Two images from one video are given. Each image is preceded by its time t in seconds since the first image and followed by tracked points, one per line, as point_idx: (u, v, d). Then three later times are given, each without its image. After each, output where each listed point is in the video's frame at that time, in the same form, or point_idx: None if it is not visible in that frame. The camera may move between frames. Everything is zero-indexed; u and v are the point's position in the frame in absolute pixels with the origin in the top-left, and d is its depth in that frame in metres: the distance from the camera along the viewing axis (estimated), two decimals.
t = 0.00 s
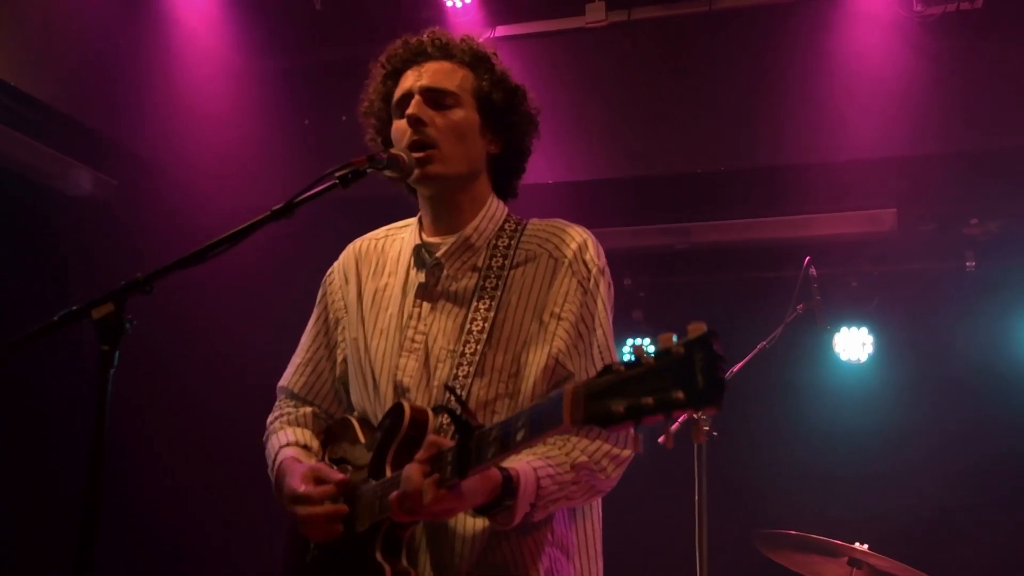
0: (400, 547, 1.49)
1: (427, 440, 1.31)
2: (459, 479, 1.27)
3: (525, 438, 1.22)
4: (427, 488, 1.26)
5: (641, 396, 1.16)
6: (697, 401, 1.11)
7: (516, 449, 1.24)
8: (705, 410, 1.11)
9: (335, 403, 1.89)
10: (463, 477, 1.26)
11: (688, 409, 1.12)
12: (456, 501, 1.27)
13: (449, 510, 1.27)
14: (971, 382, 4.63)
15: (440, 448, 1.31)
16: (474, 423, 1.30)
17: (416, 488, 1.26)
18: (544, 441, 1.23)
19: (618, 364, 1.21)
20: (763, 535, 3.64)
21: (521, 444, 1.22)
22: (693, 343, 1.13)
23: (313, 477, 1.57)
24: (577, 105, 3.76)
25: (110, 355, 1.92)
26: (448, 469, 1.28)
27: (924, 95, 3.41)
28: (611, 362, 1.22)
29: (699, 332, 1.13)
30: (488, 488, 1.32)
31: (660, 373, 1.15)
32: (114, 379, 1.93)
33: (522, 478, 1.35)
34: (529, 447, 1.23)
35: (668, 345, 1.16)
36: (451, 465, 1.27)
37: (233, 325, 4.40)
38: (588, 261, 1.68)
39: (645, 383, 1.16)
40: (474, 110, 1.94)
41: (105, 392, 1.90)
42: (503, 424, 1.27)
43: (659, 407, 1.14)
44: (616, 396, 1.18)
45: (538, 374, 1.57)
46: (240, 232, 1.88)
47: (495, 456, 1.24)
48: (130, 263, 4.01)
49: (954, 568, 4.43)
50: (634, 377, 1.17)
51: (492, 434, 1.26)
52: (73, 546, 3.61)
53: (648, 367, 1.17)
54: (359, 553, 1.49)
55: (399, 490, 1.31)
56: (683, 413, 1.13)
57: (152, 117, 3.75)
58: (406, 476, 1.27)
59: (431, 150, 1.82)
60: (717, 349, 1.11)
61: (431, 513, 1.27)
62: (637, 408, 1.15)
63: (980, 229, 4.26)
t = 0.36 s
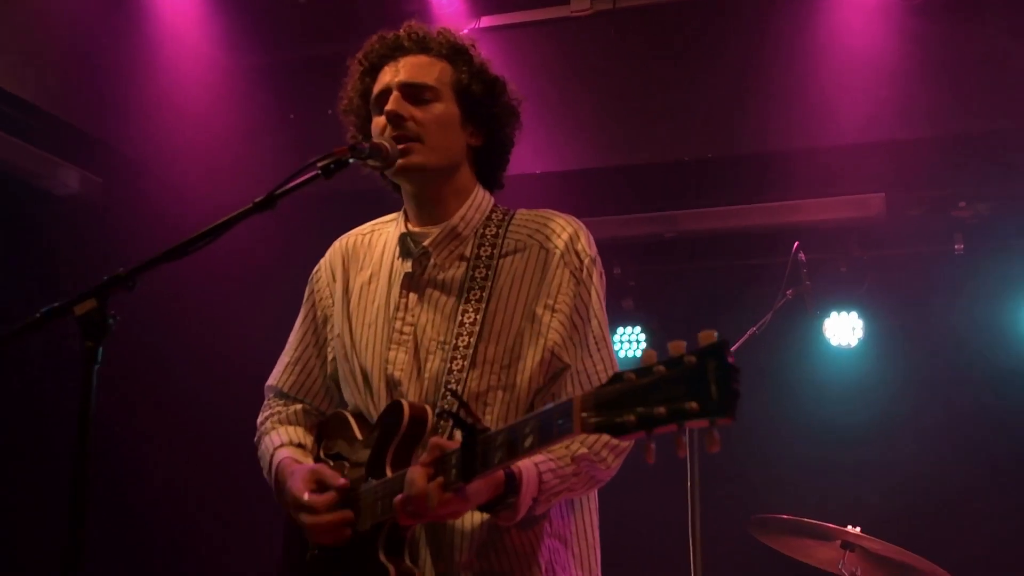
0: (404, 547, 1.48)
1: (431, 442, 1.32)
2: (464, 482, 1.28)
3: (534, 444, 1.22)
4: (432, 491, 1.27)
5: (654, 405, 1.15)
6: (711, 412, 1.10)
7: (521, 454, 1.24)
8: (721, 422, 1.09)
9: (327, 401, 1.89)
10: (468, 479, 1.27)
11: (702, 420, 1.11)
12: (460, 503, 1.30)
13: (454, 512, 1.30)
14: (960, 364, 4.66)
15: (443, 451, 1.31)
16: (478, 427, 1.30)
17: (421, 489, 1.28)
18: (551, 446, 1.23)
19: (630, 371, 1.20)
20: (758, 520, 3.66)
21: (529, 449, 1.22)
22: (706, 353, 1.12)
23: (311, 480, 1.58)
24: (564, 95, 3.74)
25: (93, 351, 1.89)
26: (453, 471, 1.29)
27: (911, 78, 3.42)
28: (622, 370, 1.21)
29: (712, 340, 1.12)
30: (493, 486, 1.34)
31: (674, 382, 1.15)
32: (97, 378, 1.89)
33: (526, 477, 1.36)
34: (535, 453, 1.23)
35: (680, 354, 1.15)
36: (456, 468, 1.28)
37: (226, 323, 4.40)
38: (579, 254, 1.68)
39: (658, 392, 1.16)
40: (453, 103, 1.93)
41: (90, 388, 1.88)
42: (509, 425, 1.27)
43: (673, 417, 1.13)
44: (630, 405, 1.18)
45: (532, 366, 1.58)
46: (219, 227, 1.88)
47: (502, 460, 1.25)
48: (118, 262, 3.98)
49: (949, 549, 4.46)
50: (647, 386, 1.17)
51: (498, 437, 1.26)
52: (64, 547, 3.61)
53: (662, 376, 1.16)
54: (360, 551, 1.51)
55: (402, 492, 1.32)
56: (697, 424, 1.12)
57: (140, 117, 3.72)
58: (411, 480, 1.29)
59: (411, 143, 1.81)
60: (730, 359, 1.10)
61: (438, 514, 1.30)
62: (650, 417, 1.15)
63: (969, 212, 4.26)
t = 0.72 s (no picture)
0: (411, 544, 1.48)
1: (437, 438, 1.32)
2: (471, 477, 1.27)
3: (536, 436, 1.20)
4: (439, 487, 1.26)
5: (655, 393, 1.15)
6: (713, 398, 1.09)
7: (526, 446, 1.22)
8: (723, 409, 1.09)
9: (341, 402, 1.87)
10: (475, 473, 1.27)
11: (704, 407, 1.10)
12: (467, 500, 1.27)
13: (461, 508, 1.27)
14: (972, 364, 4.63)
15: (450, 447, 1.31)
16: (484, 421, 1.29)
17: (426, 487, 1.26)
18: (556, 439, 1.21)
19: (632, 360, 1.19)
20: (768, 522, 3.64)
21: (532, 442, 1.21)
22: (708, 339, 1.12)
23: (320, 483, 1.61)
24: (575, 93, 3.72)
25: (103, 349, 1.89)
26: (458, 467, 1.28)
27: (925, 76, 3.38)
28: (625, 359, 1.20)
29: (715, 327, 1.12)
30: (500, 484, 1.31)
31: (676, 370, 1.14)
32: (107, 378, 1.88)
33: (533, 472, 1.33)
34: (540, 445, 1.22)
35: (682, 340, 1.15)
36: (461, 463, 1.28)
37: (236, 318, 4.40)
38: (593, 253, 1.66)
39: (661, 379, 1.15)
40: (466, 102, 1.91)
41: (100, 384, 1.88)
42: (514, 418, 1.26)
43: (674, 404, 1.12)
44: (632, 393, 1.17)
45: (545, 365, 1.57)
46: (230, 222, 1.86)
47: (506, 454, 1.24)
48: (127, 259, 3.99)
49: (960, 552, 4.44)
50: (650, 374, 1.16)
51: (503, 431, 1.25)
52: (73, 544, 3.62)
53: (665, 364, 1.15)
54: (372, 548, 1.50)
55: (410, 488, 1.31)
56: (697, 411, 1.11)
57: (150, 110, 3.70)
58: (417, 476, 1.27)
59: (426, 143, 1.80)
60: (733, 345, 1.10)
61: (443, 512, 1.28)
62: (652, 405, 1.14)
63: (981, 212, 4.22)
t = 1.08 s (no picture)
0: (417, 546, 1.48)
1: (446, 437, 1.32)
2: (479, 478, 1.26)
3: (547, 435, 1.20)
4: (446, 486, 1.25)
5: (666, 393, 1.14)
6: (724, 398, 1.09)
7: (535, 446, 1.22)
8: (734, 408, 1.08)
9: (350, 402, 1.87)
10: (482, 473, 1.26)
11: (715, 406, 1.09)
12: (476, 500, 1.27)
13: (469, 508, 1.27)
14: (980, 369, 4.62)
15: (458, 447, 1.31)
16: (492, 423, 1.28)
17: (434, 486, 1.26)
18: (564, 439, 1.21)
19: (644, 360, 1.19)
20: (773, 525, 3.63)
21: (542, 441, 1.21)
22: (721, 339, 1.11)
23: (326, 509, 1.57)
24: (584, 96, 3.73)
25: (112, 347, 1.88)
26: (467, 466, 1.28)
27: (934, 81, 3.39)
28: (637, 359, 1.20)
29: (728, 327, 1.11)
30: (509, 486, 1.32)
31: (688, 369, 1.13)
32: (116, 375, 1.88)
33: (542, 477, 1.34)
34: (549, 445, 1.21)
35: (695, 341, 1.14)
36: (470, 463, 1.27)
37: (244, 319, 4.42)
38: (603, 255, 1.66)
39: (673, 379, 1.14)
40: (479, 102, 1.91)
41: (109, 386, 1.87)
42: (523, 418, 1.25)
43: (686, 403, 1.11)
44: (644, 393, 1.16)
45: (551, 366, 1.56)
46: (241, 221, 1.86)
47: (515, 453, 1.23)
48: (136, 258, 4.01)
49: (967, 558, 4.42)
50: (662, 374, 1.16)
51: (512, 430, 1.25)
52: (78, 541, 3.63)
53: (676, 364, 1.15)
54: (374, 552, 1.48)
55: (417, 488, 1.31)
56: (709, 412, 1.11)
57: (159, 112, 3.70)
58: (425, 475, 1.27)
59: (436, 141, 1.80)
60: (746, 346, 1.09)
61: (449, 510, 1.27)
62: (663, 405, 1.13)
63: (990, 218, 4.22)
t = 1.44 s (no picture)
0: (421, 549, 1.50)
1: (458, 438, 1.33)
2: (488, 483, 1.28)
3: (554, 443, 1.22)
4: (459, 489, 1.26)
5: (675, 405, 1.13)
6: (734, 411, 1.08)
7: (543, 454, 1.23)
8: (744, 422, 1.07)
9: (355, 403, 1.87)
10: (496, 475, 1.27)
11: (724, 420, 1.08)
12: (496, 511, 1.26)
13: (480, 514, 1.25)
14: (981, 370, 4.62)
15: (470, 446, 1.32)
16: (499, 429, 1.30)
17: (448, 490, 1.27)
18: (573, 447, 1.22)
19: (651, 371, 1.18)
20: (774, 526, 3.63)
21: (549, 449, 1.22)
22: (730, 351, 1.10)
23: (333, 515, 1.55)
24: (586, 95, 3.72)
25: (116, 345, 1.89)
26: (473, 471, 1.30)
27: (935, 81, 3.38)
28: (643, 369, 1.19)
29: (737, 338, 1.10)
30: (529, 496, 1.32)
31: (697, 381, 1.12)
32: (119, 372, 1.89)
33: (559, 484, 1.35)
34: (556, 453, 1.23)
35: (704, 352, 1.13)
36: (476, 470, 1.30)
37: (245, 318, 4.42)
38: (603, 252, 1.66)
39: (681, 390, 1.14)
40: (479, 101, 1.92)
41: (111, 383, 1.88)
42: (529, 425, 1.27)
43: (694, 416, 1.11)
44: (651, 404, 1.16)
45: (552, 365, 1.57)
46: (243, 223, 1.86)
47: (522, 460, 1.25)
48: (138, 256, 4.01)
49: (967, 561, 4.41)
50: (671, 386, 1.15)
51: (518, 438, 1.27)
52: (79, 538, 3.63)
53: (684, 375, 1.14)
54: (379, 553, 1.51)
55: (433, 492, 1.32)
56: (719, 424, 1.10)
57: (160, 109, 3.71)
58: (439, 478, 1.28)
59: (441, 142, 1.80)
60: (756, 358, 1.08)
61: (466, 518, 1.27)
62: (671, 417, 1.13)
63: (991, 220, 4.23)
